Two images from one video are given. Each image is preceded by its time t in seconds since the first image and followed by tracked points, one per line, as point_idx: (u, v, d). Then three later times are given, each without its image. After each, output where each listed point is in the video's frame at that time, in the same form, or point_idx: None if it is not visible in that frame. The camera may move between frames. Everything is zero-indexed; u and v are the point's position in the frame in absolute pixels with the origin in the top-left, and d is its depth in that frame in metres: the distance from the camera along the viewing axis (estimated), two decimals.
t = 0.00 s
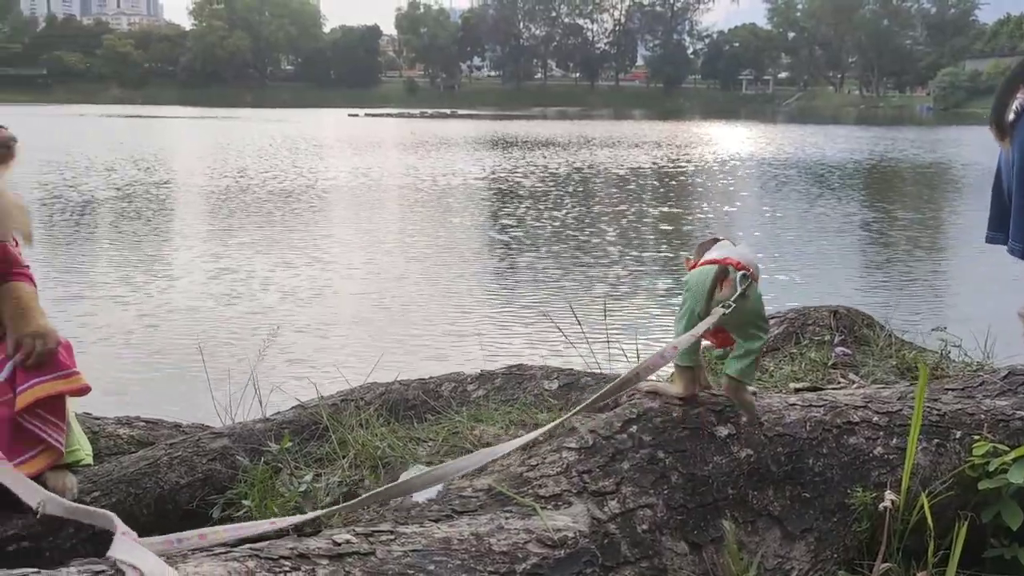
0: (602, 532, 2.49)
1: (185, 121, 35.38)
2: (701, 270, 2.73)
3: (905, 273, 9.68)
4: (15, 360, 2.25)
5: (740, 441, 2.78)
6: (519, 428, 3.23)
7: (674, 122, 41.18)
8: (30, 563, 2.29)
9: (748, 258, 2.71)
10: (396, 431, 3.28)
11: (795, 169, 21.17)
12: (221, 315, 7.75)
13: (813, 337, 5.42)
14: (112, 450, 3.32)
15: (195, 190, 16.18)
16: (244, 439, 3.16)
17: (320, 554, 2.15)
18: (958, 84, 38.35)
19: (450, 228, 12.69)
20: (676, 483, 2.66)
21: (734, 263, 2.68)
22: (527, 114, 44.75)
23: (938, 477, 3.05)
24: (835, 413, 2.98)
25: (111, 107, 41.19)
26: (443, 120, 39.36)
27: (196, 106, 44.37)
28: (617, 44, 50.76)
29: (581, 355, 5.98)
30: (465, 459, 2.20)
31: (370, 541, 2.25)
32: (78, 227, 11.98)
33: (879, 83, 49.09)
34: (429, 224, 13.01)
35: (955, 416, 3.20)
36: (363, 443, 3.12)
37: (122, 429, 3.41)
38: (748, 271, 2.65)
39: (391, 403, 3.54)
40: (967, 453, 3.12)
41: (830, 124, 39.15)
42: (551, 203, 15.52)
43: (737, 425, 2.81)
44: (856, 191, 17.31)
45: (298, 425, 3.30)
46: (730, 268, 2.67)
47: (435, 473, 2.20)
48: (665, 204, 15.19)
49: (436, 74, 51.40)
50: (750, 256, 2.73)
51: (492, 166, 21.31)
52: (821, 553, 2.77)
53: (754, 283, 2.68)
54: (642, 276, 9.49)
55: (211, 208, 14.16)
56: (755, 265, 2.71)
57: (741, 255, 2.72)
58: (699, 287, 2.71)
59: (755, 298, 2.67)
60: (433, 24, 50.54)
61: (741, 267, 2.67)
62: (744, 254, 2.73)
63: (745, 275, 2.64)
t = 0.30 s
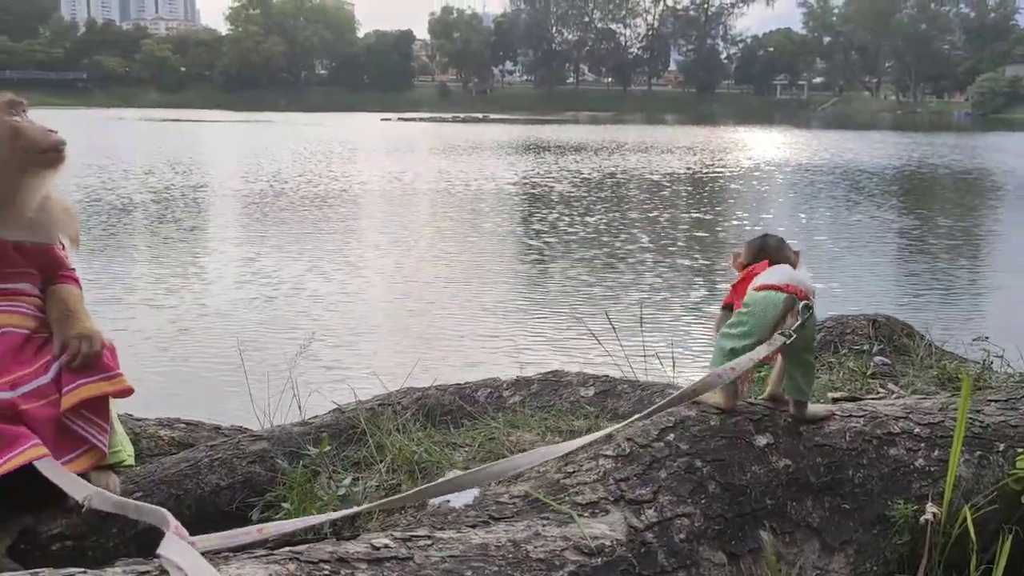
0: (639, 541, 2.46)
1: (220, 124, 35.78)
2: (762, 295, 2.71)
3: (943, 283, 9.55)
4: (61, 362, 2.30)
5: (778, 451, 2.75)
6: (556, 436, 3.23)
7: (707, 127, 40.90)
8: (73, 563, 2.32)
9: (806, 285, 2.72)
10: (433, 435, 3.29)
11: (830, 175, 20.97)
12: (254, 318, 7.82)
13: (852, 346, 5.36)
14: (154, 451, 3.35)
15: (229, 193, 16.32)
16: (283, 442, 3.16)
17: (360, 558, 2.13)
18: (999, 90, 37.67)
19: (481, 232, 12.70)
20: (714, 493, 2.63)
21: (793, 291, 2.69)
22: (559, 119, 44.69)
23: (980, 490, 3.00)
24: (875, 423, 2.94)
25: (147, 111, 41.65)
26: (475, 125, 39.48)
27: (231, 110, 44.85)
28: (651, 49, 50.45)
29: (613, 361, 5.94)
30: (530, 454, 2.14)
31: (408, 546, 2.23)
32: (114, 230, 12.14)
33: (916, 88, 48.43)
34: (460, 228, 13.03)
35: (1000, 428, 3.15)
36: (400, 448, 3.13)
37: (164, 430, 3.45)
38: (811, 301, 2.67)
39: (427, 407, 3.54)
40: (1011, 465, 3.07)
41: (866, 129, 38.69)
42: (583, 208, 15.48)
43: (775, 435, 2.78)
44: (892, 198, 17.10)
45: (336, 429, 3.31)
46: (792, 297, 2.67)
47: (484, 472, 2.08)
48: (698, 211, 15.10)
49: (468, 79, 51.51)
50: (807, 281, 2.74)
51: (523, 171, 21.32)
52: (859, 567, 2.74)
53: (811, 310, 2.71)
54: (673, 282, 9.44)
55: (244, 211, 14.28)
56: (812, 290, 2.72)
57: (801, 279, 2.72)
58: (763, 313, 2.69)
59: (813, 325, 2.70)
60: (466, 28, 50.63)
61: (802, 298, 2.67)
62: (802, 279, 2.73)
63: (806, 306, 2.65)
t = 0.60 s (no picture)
0: (683, 552, 2.44)
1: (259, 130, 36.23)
2: (798, 301, 2.73)
3: (987, 295, 9.38)
4: (113, 365, 2.34)
5: (824, 463, 2.72)
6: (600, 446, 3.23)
7: (743, 134, 40.50)
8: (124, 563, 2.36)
9: (840, 289, 2.69)
10: (476, 443, 3.31)
11: (870, 184, 20.70)
12: (292, 324, 7.88)
13: (896, 358, 5.29)
14: (201, 454, 3.40)
15: (267, 199, 16.46)
16: (328, 447, 3.17)
17: (406, 565, 2.13)
18: None
19: (517, 240, 12.69)
20: (759, 506, 2.60)
21: (824, 294, 2.68)
22: (594, 126, 44.52)
23: None
24: (923, 437, 2.88)
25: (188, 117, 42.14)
26: (510, 132, 39.61)
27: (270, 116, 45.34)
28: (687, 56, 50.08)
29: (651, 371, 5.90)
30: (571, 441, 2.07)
31: (452, 554, 2.23)
32: (155, 235, 12.30)
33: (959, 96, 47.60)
34: (496, 235, 13.04)
35: None
36: (444, 456, 3.15)
37: (210, 433, 3.49)
38: (842, 304, 2.64)
39: (470, 415, 3.56)
40: None
41: (907, 138, 38.07)
42: (620, 216, 15.41)
43: (822, 447, 2.74)
44: (934, 208, 16.84)
45: (380, 435, 3.33)
46: (821, 299, 2.66)
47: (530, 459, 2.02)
48: (735, 219, 14.99)
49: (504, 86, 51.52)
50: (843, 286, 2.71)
51: (559, 178, 21.29)
52: None
53: (847, 314, 2.67)
54: (711, 292, 9.37)
55: (282, 218, 14.39)
56: (847, 294, 2.68)
57: (836, 284, 2.70)
58: (794, 315, 2.72)
59: (847, 329, 2.67)
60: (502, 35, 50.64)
61: (831, 299, 2.65)
62: (837, 283, 2.70)
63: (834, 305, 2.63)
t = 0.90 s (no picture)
0: (731, 568, 2.42)
1: (299, 136, 36.66)
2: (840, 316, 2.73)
3: None
4: (168, 371, 2.37)
5: (874, 480, 2.68)
6: (645, 459, 3.23)
7: (782, 143, 40.00)
8: (177, 566, 2.40)
9: (884, 304, 2.68)
10: (521, 454, 3.31)
11: (913, 195, 20.37)
12: (330, 331, 7.93)
13: (946, 374, 5.20)
14: (251, 460, 3.44)
15: (305, 206, 16.58)
16: (375, 455, 3.19)
17: None
18: None
19: (555, 248, 12.66)
20: (808, 522, 2.57)
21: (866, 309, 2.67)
22: (631, 134, 44.28)
23: None
24: (976, 454, 2.82)
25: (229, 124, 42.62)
26: (547, 139, 39.72)
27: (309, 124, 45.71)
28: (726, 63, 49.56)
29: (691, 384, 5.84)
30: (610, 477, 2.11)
31: (501, 563, 2.22)
32: (197, 241, 12.45)
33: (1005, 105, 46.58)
34: (534, 244, 13.02)
35: None
36: (490, 464, 3.15)
37: (260, 439, 3.53)
38: (882, 319, 2.62)
39: (516, 425, 3.56)
40: None
41: (950, 147, 37.31)
42: (658, 225, 15.32)
43: (872, 463, 2.70)
44: (980, 219, 16.52)
45: (426, 444, 3.34)
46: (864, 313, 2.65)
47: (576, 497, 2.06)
48: (777, 229, 14.85)
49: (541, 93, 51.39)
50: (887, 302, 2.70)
51: (597, 186, 21.22)
52: None
53: (890, 327, 2.66)
54: (751, 304, 9.27)
55: (320, 224, 14.49)
56: (890, 308, 2.68)
57: (880, 300, 2.69)
58: (836, 331, 2.71)
59: (889, 343, 2.65)
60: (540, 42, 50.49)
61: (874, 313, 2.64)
62: (882, 299, 2.70)
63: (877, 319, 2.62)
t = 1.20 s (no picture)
0: None
1: (327, 140, 36.97)
2: (870, 326, 2.72)
3: None
4: (209, 377, 2.40)
5: (912, 493, 2.65)
6: (680, 469, 3.23)
7: (808, 148, 39.67)
8: (216, 571, 2.43)
9: (914, 315, 2.67)
10: (555, 461, 3.33)
11: (946, 201, 20.13)
12: (358, 336, 7.97)
13: (983, 387, 5.11)
14: (287, 464, 3.47)
15: (333, 209, 16.71)
16: (412, 461, 3.20)
17: None
18: None
19: (581, 254, 12.65)
20: (845, 534, 2.55)
21: (897, 318, 2.66)
22: (657, 138, 44.16)
23: None
24: (1016, 469, 2.78)
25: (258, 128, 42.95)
26: (573, 143, 39.78)
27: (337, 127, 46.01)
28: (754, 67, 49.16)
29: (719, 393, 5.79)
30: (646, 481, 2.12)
31: (539, 572, 2.22)
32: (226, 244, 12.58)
33: None
34: (560, 249, 13.03)
35: None
36: (525, 472, 3.16)
37: (296, 444, 3.56)
38: (913, 327, 2.62)
39: (549, 432, 3.56)
40: None
41: (982, 153, 36.76)
42: (686, 230, 15.27)
43: (910, 476, 2.68)
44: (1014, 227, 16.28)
45: (461, 450, 3.35)
46: (895, 322, 2.65)
47: (608, 497, 2.07)
48: (807, 236, 14.74)
49: (567, 97, 51.37)
50: (920, 312, 2.69)
51: (624, 191, 21.19)
52: None
53: (920, 337, 2.65)
54: (779, 311, 9.20)
55: (347, 228, 14.57)
56: (921, 320, 2.66)
57: (912, 310, 2.68)
58: (867, 338, 2.71)
59: (921, 351, 2.64)
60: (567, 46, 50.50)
61: (905, 322, 2.63)
62: (914, 308, 2.69)
63: (907, 328, 2.61)
